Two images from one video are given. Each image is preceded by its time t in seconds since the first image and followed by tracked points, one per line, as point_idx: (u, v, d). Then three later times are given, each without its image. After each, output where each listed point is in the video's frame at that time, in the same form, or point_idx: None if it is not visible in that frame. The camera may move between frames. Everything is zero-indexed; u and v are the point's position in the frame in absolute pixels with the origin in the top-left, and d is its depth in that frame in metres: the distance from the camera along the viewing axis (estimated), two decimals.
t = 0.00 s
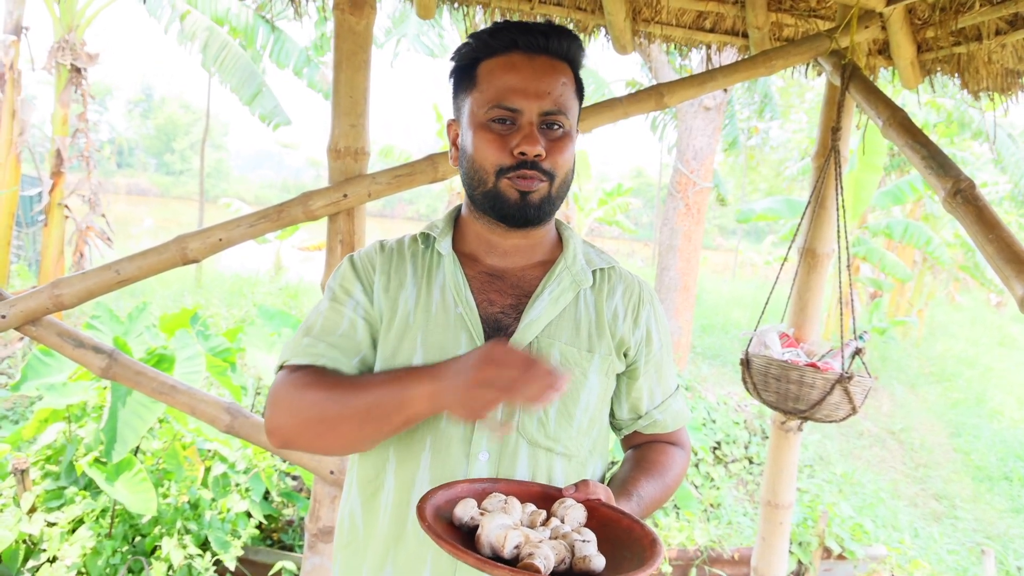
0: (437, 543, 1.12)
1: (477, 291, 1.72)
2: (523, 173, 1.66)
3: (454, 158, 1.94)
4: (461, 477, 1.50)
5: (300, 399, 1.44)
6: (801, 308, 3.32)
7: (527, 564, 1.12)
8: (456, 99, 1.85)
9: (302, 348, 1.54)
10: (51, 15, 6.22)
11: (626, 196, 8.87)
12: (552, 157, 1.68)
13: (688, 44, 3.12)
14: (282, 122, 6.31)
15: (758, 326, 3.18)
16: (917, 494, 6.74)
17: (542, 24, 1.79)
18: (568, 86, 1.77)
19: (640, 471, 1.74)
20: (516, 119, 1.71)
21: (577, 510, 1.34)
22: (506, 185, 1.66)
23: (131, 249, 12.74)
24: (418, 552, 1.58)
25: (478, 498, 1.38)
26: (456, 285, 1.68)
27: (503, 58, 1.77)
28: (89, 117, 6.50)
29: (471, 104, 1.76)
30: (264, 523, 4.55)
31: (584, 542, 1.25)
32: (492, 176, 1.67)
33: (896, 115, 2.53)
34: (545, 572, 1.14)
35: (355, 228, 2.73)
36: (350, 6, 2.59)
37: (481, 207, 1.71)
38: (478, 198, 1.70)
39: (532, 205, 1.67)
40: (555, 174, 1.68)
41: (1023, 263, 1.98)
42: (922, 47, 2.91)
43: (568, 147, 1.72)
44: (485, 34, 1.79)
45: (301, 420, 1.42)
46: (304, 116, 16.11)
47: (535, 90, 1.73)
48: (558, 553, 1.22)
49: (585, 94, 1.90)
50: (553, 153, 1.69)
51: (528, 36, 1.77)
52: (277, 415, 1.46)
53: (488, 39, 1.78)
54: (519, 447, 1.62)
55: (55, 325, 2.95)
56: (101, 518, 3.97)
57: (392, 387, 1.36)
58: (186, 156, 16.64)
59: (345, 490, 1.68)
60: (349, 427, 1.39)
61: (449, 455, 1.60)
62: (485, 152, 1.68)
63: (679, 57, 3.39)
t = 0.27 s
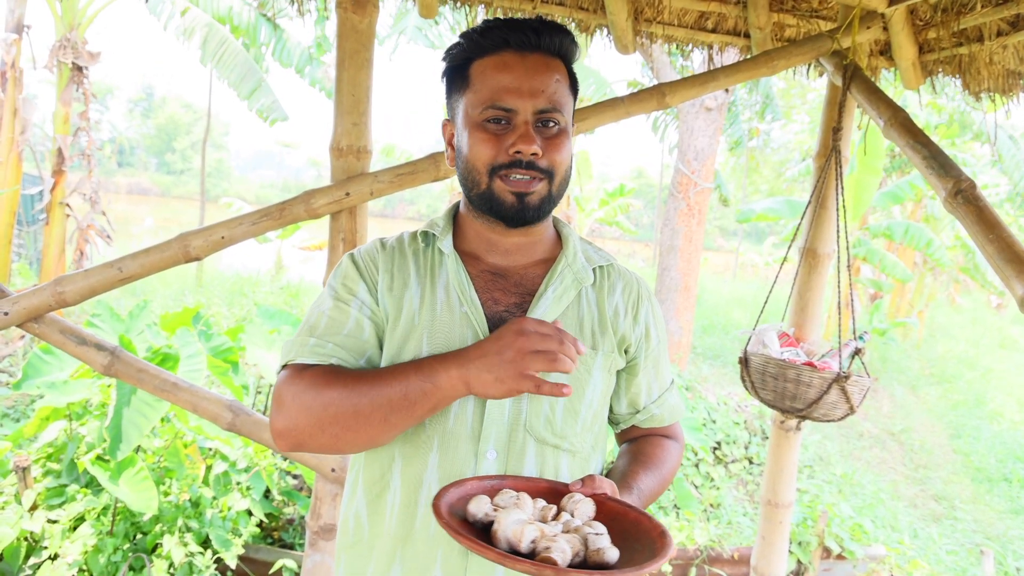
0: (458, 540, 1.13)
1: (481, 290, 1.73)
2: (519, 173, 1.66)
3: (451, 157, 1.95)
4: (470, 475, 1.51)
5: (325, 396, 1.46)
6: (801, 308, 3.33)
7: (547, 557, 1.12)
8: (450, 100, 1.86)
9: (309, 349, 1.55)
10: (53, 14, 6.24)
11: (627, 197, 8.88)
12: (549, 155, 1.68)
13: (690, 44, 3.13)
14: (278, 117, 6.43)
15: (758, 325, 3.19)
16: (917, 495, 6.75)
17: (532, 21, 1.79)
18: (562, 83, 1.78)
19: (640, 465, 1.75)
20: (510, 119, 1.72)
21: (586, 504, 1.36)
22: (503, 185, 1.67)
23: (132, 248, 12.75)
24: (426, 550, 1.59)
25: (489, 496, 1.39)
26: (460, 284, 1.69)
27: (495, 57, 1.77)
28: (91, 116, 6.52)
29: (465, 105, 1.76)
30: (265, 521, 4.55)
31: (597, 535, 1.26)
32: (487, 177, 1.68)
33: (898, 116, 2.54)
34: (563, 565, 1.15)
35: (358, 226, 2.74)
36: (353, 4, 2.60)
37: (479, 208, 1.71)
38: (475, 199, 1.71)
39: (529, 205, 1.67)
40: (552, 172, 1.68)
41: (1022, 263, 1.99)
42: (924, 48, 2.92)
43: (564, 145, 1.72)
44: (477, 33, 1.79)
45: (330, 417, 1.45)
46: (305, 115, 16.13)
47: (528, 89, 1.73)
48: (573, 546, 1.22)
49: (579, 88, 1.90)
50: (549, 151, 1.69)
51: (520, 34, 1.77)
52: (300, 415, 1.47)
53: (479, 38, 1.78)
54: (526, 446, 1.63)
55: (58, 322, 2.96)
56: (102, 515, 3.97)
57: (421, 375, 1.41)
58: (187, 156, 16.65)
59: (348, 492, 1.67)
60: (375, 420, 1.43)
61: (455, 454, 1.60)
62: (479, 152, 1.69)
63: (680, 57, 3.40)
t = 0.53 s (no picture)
0: (475, 549, 1.13)
1: (478, 291, 1.73)
2: (515, 168, 1.67)
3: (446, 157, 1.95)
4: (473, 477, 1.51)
5: (319, 410, 1.48)
6: (801, 308, 3.33)
7: (562, 563, 1.13)
8: (447, 98, 1.87)
9: (303, 361, 1.57)
10: (53, 15, 6.24)
11: (627, 198, 8.89)
12: (546, 151, 1.69)
13: (690, 45, 3.14)
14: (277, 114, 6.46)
15: (757, 325, 3.20)
16: (917, 495, 6.75)
17: (529, 20, 1.81)
18: (558, 81, 1.78)
19: (639, 460, 1.76)
20: (507, 115, 1.73)
21: (594, 506, 1.37)
22: (499, 180, 1.68)
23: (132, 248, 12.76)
24: (430, 551, 1.60)
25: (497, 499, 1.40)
26: (456, 286, 1.69)
27: (492, 54, 1.78)
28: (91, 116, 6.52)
29: (461, 102, 1.77)
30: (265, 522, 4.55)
31: (608, 538, 1.27)
32: (483, 172, 1.69)
33: (896, 117, 2.54)
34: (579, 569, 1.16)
35: (358, 226, 2.74)
36: (353, 5, 2.60)
37: (475, 204, 1.72)
38: (471, 195, 1.72)
39: (525, 201, 1.67)
40: (548, 168, 1.69)
41: (1020, 264, 2.00)
42: (923, 50, 2.93)
43: (560, 142, 1.73)
44: (473, 32, 1.80)
45: (325, 429, 1.47)
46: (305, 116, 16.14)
47: (525, 85, 1.74)
48: (586, 550, 1.23)
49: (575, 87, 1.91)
50: (546, 147, 1.70)
51: (517, 31, 1.78)
52: (296, 427, 1.50)
53: (476, 36, 1.79)
54: (526, 446, 1.64)
55: (57, 323, 2.97)
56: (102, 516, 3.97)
57: (414, 389, 1.42)
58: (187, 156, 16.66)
59: (349, 497, 1.67)
60: (367, 434, 1.45)
61: (456, 455, 1.61)
62: (476, 147, 1.69)
63: (680, 58, 3.41)
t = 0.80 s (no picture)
0: (454, 539, 1.14)
1: (474, 289, 1.74)
2: (506, 168, 1.68)
3: (442, 156, 1.96)
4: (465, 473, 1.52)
5: (309, 413, 1.50)
6: (800, 307, 3.34)
7: (542, 555, 1.14)
8: (443, 97, 1.88)
9: (296, 364, 1.58)
10: (51, 15, 6.24)
11: (627, 197, 8.90)
12: (537, 151, 1.70)
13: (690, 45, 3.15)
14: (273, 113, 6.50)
15: (758, 324, 3.20)
16: (917, 494, 6.76)
17: (523, 19, 1.81)
18: (552, 79, 1.78)
19: (637, 460, 1.77)
20: (499, 114, 1.73)
21: (583, 501, 1.38)
22: (491, 180, 1.68)
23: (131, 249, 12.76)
24: (425, 550, 1.60)
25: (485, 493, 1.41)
26: (451, 285, 1.69)
27: (485, 53, 1.79)
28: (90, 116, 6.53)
29: (455, 101, 1.78)
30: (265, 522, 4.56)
31: (593, 531, 1.28)
32: (476, 172, 1.69)
33: (894, 116, 2.55)
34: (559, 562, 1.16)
35: (357, 226, 2.75)
36: (352, 4, 2.61)
37: (469, 203, 1.73)
38: (465, 194, 1.73)
39: (517, 200, 1.69)
40: (540, 168, 1.69)
41: (1018, 261, 2.01)
42: (921, 49, 2.93)
43: (553, 141, 1.74)
44: (467, 31, 1.81)
45: (314, 432, 1.49)
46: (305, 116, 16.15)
47: (517, 84, 1.74)
48: (569, 543, 1.24)
49: (571, 86, 1.90)
50: (537, 147, 1.70)
51: (510, 31, 1.79)
52: (287, 429, 1.52)
53: (470, 35, 1.79)
54: (522, 444, 1.65)
55: (56, 323, 2.97)
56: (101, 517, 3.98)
57: (398, 395, 1.43)
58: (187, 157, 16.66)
59: (346, 495, 1.68)
60: (356, 438, 1.46)
61: (451, 453, 1.62)
62: (469, 147, 1.70)
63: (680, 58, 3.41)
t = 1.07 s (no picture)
0: (431, 533, 1.14)
1: (473, 288, 1.74)
2: (500, 170, 1.68)
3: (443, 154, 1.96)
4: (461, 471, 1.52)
5: (293, 404, 1.45)
6: (800, 307, 3.34)
7: (520, 553, 1.13)
8: (443, 96, 1.88)
9: (290, 358, 1.57)
10: (51, 15, 6.23)
11: (627, 198, 8.90)
12: (531, 152, 1.69)
13: (689, 44, 3.14)
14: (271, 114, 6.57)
15: (758, 324, 3.20)
16: (917, 493, 6.76)
17: (520, 17, 1.79)
18: (549, 79, 1.77)
19: (636, 462, 1.76)
20: (494, 115, 1.73)
21: (570, 501, 1.37)
22: (485, 182, 1.69)
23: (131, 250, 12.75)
24: (420, 549, 1.59)
25: (473, 490, 1.41)
26: (450, 282, 1.70)
27: (481, 52, 1.78)
28: (90, 117, 6.53)
29: (452, 101, 1.78)
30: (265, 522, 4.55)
31: (576, 531, 1.27)
32: (471, 173, 1.70)
33: (895, 115, 2.55)
34: (537, 561, 1.16)
35: (357, 226, 2.75)
36: (352, 4, 2.61)
37: (465, 204, 1.74)
38: (461, 194, 1.73)
39: (509, 202, 1.68)
40: (534, 169, 1.69)
41: (1018, 259, 2.01)
42: (921, 48, 2.93)
43: (549, 142, 1.73)
44: (464, 31, 1.80)
45: (299, 425, 1.44)
46: (304, 117, 16.15)
47: (512, 85, 1.73)
48: (550, 543, 1.24)
49: (572, 85, 1.89)
50: (532, 148, 1.70)
51: (506, 31, 1.77)
52: (276, 424, 1.49)
53: (467, 35, 1.78)
54: (518, 443, 1.64)
55: (56, 323, 2.97)
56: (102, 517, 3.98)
57: (364, 378, 1.33)
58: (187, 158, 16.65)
59: (342, 491, 1.68)
60: (337, 428, 1.39)
61: (448, 451, 1.61)
62: (464, 148, 1.71)
63: (680, 58, 3.41)
